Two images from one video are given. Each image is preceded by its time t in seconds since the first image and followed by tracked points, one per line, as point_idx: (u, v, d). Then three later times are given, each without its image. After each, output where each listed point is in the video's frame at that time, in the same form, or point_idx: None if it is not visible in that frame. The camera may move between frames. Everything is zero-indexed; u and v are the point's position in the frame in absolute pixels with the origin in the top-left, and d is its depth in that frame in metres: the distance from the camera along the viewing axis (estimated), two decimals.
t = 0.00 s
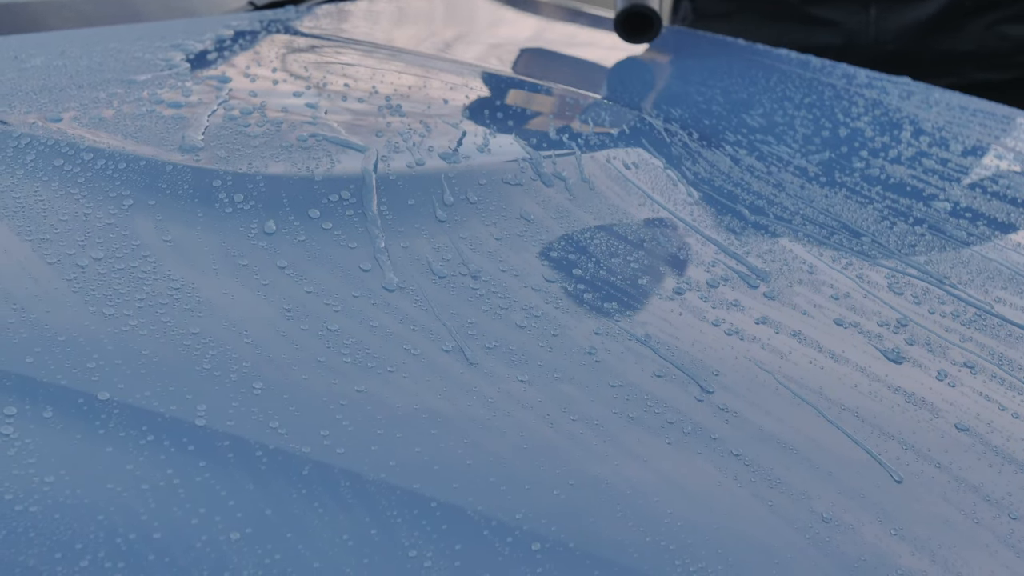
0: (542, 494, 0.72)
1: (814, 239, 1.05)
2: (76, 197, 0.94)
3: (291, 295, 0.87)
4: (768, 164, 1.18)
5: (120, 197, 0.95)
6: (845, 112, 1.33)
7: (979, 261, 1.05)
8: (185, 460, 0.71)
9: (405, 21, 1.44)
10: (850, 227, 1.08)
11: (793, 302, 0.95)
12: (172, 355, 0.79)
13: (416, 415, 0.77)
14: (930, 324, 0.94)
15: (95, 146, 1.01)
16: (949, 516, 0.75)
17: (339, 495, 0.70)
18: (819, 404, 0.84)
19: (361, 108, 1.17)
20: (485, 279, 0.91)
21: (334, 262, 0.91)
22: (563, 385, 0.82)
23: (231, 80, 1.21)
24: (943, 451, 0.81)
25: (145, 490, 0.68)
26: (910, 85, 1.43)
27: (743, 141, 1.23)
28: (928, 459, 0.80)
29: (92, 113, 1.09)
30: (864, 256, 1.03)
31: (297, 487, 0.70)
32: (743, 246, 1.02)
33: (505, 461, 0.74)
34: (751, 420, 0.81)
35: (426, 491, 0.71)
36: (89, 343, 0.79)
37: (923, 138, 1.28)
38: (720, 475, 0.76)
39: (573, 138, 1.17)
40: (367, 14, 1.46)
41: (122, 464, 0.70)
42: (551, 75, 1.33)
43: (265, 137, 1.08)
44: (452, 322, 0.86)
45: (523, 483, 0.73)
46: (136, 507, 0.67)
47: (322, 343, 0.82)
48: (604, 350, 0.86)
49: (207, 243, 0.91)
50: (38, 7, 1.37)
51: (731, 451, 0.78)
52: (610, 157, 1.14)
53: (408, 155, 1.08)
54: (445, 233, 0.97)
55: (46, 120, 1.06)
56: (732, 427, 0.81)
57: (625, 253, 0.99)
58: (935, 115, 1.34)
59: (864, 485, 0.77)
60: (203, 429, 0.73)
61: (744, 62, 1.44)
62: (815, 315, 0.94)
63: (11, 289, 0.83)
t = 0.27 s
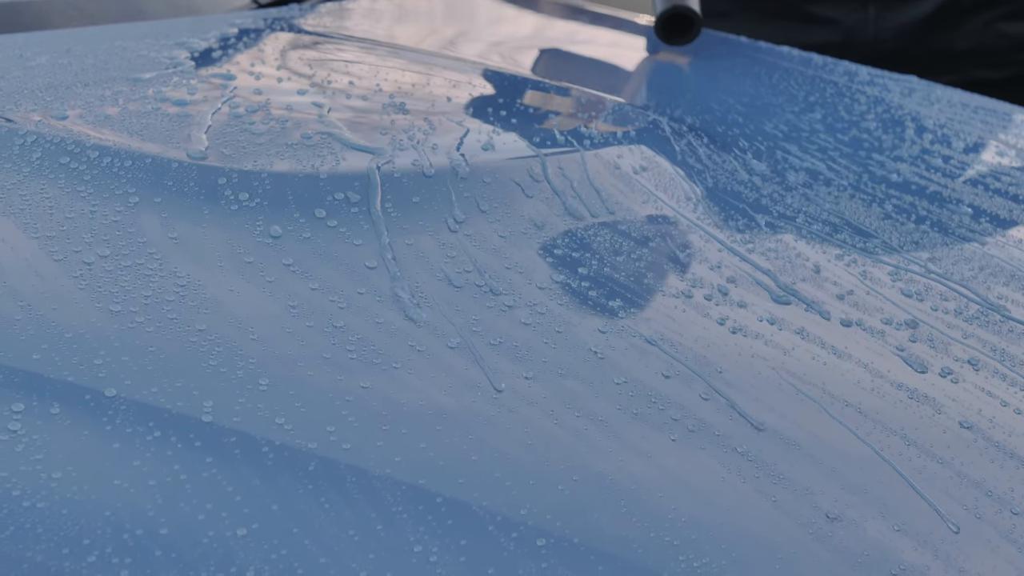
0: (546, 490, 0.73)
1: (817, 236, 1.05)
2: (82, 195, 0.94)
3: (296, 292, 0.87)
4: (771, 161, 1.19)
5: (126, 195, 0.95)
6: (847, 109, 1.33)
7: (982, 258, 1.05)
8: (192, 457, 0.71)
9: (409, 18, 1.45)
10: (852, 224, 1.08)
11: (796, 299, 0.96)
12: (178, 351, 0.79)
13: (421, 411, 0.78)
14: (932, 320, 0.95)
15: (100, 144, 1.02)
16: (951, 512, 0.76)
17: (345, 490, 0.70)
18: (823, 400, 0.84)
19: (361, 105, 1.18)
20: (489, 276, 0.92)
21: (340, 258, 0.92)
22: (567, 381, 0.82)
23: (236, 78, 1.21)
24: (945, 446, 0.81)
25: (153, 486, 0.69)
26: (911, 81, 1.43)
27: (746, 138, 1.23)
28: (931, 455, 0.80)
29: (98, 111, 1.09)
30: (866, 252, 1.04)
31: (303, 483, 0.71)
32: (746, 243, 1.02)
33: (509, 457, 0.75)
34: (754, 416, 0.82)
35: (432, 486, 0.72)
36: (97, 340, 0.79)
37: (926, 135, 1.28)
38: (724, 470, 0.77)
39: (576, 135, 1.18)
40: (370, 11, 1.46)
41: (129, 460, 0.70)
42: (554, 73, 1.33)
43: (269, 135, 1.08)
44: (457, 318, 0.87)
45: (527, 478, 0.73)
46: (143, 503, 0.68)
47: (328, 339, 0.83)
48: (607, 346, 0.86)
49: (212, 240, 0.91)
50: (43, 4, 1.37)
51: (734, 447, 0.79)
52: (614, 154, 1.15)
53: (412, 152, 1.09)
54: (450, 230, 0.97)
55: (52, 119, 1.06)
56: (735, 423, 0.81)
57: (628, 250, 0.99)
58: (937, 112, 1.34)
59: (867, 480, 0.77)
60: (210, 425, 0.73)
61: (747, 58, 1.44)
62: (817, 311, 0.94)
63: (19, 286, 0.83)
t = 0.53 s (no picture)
0: (549, 485, 0.73)
1: (818, 234, 1.06)
2: (86, 192, 0.94)
3: (299, 288, 0.87)
4: (771, 159, 1.19)
5: (130, 192, 0.96)
6: (848, 107, 1.34)
7: (981, 256, 1.06)
8: (196, 452, 0.71)
9: (410, 16, 1.45)
10: (852, 222, 1.08)
11: (796, 297, 0.96)
12: (182, 347, 0.79)
13: (423, 407, 0.78)
14: (931, 318, 0.95)
15: (104, 141, 1.02)
16: (951, 507, 0.76)
17: (348, 485, 0.71)
18: (823, 396, 0.85)
19: (360, 103, 1.18)
20: (490, 273, 0.92)
21: (342, 255, 0.92)
22: (569, 378, 0.83)
23: (238, 76, 1.21)
24: (945, 442, 0.82)
25: (157, 480, 0.69)
26: (911, 79, 1.43)
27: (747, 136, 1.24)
28: (930, 450, 0.81)
29: (101, 109, 1.10)
30: (866, 250, 1.04)
31: (307, 478, 0.71)
32: (747, 240, 1.03)
33: (512, 452, 0.75)
34: (754, 412, 0.82)
35: (435, 482, 0.72)
36: (101, 336, 0.79)
37: (925, 133, 1.29)
38: (725, 466, 0.77)
39: (578, 134, 1.18)
40: (371, 10, 1.46)
41: (134, 456, 0.71)
42: (555, 71, 1.34)
43: (272, 133, 1.08)
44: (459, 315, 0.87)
45: (530, 474, 0.74)
46: (148, 498, 0.68)
47: (331, 335, 0.83)
48: (609, 343, 0.87)
49: (216, 237, 0.92)
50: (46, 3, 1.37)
51: (735, 443, 0.79)
52: (615, 152, 1.15)
53: (414, 150, 1.09)
54: (452, 227, 0.98)
55: (56, 116, 1.06)
56: (736, 419, 0.81)
57: (629, 247, 1.00)
58: (937, 111, 1.34)
59: (867, 476, 0.78)
60: (214, 421, 0.74)
61: (748, 56, 1.45)
62: (818, 309, 0.95)
63: (23, 282, 0.84)
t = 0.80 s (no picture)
0: (551, 481, 0.74)
1: (818, 232, 1.06)
2: (90, 190, 0.95)
3: (302, 286, 0.88)
4: (772, 157, 1.19)
5: (133, 190, 0.96)
6: (848, 106, 1.34)
7: (980, 254, 1.06)
8: (200, 448, 0.72)
9: (412, 15, 1.45)
10: (853, 220, 1.09)
11: (797, 295, 0.97)
12: (186, 344, 0.80)
13: (426, 404, 0.78)
14: (931, 315, 0.96)
15: (108, 139, 1.02)
16: (950, 504, 0.77)
17: (351, 481, 0.71)
18: (823, 393, 0.85)
19: (360, 101, 1.18)
20: (492, 271, 0.93)
21: (345, 253, 0.92)
22: (571, 375, 0.83)
23: (241, 74, 1.22)
24: (944, 439, 0.82)
25: (162, 476, 0.70)
26: (911, 78, 1.44)
27: (748, 135, 1.24)
28: (930, 447, 0.81)
29: (104, 107, 1.10)
30: (866, 248, 1.05)
31: (310, 474, 0.71)
32: (748, 238, 1.03)
33: (514, 449, 0.76)
34: (755, 409, 0.83)
35: (437, 478, 0.72)
36: (105, 333, 0.80)
37: (925, 131, 1.29)
38: (726, 462, 0.78)
39: (579, 132, 1.18)
40: (373, 9, 1.47)
41: (138, 452, 0.71)
42: (556, 70, 1.34)
43: (275, 131, 1.09)
44: (461, 312, 0.87)
45: (532, 470, 0.74)
46: (152, 494, 0.68)
47: (334, 333, 0.83)
48: (610, 340, 0.87)
49: (219, 234, 0.92)
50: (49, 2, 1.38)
51: (736, 440, 0.80)
52: (617, 150, 1.15)
53: (416, 148, 1.09)
54: (453, 225, 0.98)
55: (60, 114, 1.07)
56: (737, 415, 0.82)
57: (630, 245, 1.00)
58: (936, 110, 1.35)
59: (868, 472, 0.78)
60: (217, 417, 0.74)
61: (749, 55, 1.45)
62: (818, 307, 0.95)
63: (28, 279, 0.84)
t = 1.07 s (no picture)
0: (554, 476, 0.74)
1: (818, 229, 1.07)
2: (95, 188, 0.95)
3: (306, 283, 0.88)
4: (773, 155, 1.20)
5: (137, 187, 0.97)
6: (848, 103, 1.35)
7: (980, 251, 1.07)
8: (205, 443, 0.72)
9: (414, 14, 1.46)
10: (853, 217, 1.09)
11: (797, 291, 0.97)
12: (191, 341, 0.80)
13: (429, 400, 0.79)
14: (931, 312, 0.96)
15: (112, 138, 1.03)
16: (950, 498, 0.77)
17: (356, 476, 0.72)
18: (824, 389, 0.86)
19: (362, 100, 1.19)
20: (495, 268, 0.93)
21: (348, 250, 0.93)
22: (573, 371, 0.84)
23: (243, 73, 1.22)
24: (944, 434, 0.83)
25: (167, 472, 0.70)
26: (911, 77, 1.44)
27: (748, 132, 1.25)
28: (930, 442, 0.82)
29: (108, 106, 1.10)
30: (866, 245, 1.05)
31: (315, 469, 0.72)
32: (748, 235, 1.04)
33: (517, 444, 0.76)
34: (756, 405, 0.83)
35: (441, 473, 0.73)
36: (111, 330, 0.80)
37: (925, 129, 1.30)
38: (727, 457, 0.78)
39: (581, 130, 1.19)
40: (375, 7, 1.47)
41: (144, 447, 0.72)
42: (557, 68, 1.35)
43: (278, 130, 1.09)
44: (464, 309, 0.88)
45: (535, 465, 0.75)
46: (158, 489, 0.69)
47: (338, 329, 0.84)
48: (612, 336, 0.88)
49: (223, 232, 0.93)
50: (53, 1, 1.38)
51: (737, 436, 0.80)
52: (618, 148, 1.16)
53: (418, 146, 1.10)
54: (456, 223, 0.98)
55: (64, 113, 1.07)
56: (738, 411, 0.82)
57: (632, 243, 1.01)
58: (936, 108, 1.35)
59: (868, 467, 0.79)
60: (222, 413, 0.75)
61: (749, 53, 1.46)
62: (819, 303, 0.96)
63: (33, 276, 0.84)
